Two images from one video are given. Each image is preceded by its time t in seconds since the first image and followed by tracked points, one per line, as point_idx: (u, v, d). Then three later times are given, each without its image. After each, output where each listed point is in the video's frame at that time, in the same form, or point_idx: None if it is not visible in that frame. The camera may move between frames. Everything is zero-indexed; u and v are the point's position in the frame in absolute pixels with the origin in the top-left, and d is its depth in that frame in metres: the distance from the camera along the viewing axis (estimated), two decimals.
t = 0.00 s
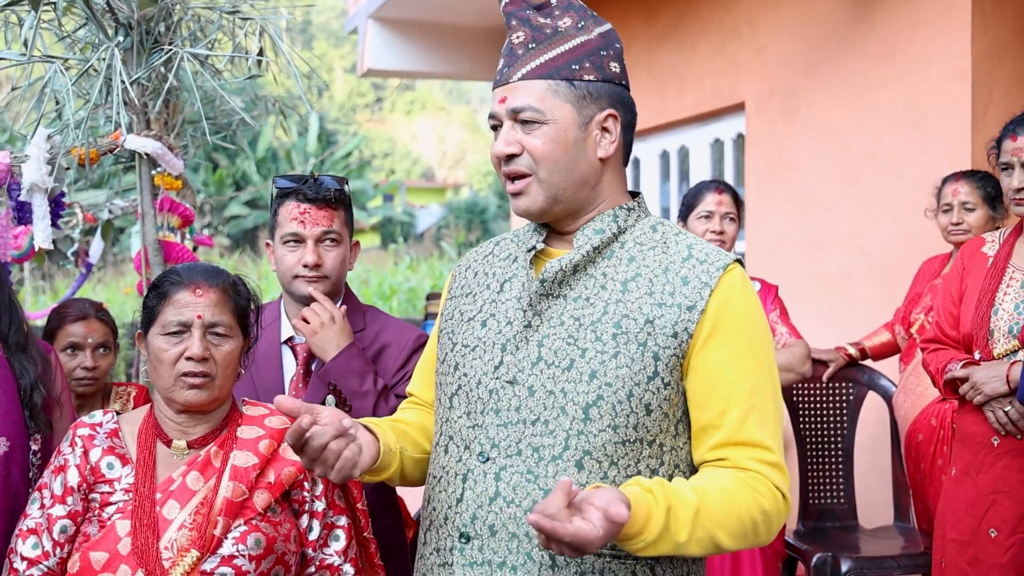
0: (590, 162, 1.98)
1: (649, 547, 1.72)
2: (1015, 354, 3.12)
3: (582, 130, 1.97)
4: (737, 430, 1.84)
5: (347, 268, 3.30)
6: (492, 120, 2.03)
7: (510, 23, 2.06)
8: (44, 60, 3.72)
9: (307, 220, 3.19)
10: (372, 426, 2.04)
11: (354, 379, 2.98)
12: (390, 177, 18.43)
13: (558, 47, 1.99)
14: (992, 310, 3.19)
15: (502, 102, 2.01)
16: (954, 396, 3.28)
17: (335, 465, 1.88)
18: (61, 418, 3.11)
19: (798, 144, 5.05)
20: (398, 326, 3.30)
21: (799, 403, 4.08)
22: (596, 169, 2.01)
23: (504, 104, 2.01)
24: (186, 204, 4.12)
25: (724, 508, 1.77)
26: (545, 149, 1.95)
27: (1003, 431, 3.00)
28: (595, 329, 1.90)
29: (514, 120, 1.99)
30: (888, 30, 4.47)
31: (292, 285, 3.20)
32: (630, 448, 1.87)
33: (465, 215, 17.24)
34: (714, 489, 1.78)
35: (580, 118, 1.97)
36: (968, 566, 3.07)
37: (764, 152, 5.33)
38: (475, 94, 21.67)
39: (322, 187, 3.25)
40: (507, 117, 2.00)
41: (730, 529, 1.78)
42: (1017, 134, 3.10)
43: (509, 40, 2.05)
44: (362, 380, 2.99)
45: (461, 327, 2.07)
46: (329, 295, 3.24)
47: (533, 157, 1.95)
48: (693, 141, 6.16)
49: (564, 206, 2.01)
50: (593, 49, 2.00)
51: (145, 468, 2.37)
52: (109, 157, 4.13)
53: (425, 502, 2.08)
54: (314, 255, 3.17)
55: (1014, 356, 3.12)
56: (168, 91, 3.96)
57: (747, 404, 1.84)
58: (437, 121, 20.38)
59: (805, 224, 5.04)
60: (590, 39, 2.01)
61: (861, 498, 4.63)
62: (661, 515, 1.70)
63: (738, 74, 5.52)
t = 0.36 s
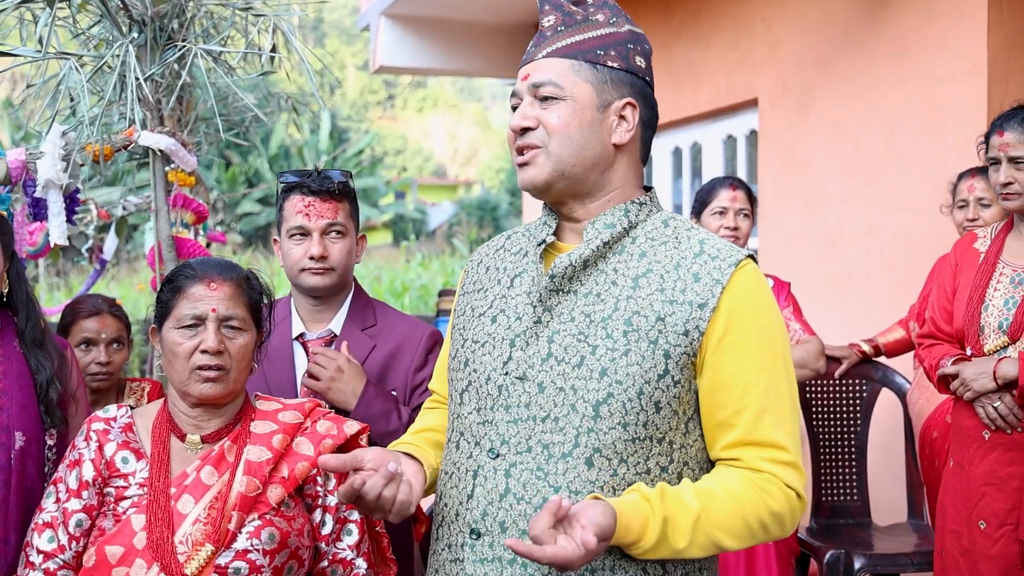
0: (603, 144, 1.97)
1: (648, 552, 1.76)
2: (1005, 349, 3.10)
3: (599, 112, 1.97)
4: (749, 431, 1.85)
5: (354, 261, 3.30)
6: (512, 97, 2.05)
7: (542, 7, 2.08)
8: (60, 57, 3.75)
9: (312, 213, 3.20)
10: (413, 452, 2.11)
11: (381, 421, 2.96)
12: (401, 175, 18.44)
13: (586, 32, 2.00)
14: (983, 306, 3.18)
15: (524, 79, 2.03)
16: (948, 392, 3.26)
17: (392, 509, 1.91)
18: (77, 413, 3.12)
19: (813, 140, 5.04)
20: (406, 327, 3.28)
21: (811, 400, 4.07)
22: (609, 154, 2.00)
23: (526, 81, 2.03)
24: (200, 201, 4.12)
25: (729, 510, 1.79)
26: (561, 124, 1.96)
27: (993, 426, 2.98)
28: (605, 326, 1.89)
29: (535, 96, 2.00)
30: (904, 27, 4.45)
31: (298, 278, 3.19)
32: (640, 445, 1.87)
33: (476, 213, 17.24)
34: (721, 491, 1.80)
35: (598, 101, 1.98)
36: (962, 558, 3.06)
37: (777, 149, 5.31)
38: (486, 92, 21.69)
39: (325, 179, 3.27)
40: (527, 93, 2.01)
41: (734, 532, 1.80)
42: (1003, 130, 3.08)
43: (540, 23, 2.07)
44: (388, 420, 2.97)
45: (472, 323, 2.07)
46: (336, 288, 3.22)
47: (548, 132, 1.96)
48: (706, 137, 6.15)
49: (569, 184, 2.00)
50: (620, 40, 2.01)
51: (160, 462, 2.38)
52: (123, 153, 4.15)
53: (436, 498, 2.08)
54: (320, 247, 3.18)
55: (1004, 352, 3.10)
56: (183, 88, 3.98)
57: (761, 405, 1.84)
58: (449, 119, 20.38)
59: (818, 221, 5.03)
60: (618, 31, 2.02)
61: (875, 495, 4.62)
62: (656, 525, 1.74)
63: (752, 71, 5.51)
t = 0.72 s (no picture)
0: (606, 136, 1.96)
1: (662, 544, 1.79)
2: (1021, 348, 3.05)
3: (599, 104, 1.95)
4: (767, 424, 1.84)
5: (371, 254, 3.29)
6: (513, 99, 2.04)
7: (535, 7, 2.08)
8: (87, 54, 3.78)
9: (319, 210, 3.22)
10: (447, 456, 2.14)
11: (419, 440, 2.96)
12: (423, 171, 18.47)
13: (579, 26, 1.99)
14: (999, 303, 3.13)
15: (523, 79, 2.02)
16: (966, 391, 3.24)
17: (442, 518, 1.97)
18: (107, 408, 3.13)
19: (837, 135, 5.00)
20: (431, 324, 3.29)
21: (835, 397, 4.06)
22: (614, 146, 1.98)
23: (525, 81, 2.02)
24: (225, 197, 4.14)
25: (745, 503, 1.79)
26: (561, 120, 1.95)
27: (1009, 424, 2.97)
28: (623, 327, 1.88)
29: (534, 96, 1.99)
30: (931, 21, 4.41)
31: (314, 275, 3.21)
32: (664, 445, 1.86)
33: (498, 209, 17.24)
34: (737, 484, 1.81)
35: (597, 93, 1.96)
36: (989, 553, 3.01)
37: (801, 144, 5.28)
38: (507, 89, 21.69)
39: (331, 175, 3.27)
40: (526, 94, 2.01)
41: (752, 524, 1.80)
42: (1016, 126, 3.08)
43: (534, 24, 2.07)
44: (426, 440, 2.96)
45: (490, 324, 2.07)
46: (351, 283, 3.21)
47: (549, 130, 1.95)
48: (729, 132, 6.12)
49: (577, 182, 1.99)
50: (616, 30, 1.99)
51: (187, 455, 2.39)
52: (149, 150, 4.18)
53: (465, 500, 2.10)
54: (329, 243, 3.19)
55: (1019, 350, 3.05)
56: (208, 86, 4.00)
57: (778, 397, 1.83)
58: (470, 115, 20.40)
59: (843, 217, 5.00)
60: (612, 21, 2.00)
61: (900, 492, 4.60)
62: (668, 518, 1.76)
63: (776, 66, 5.47)
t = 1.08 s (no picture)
0: (647, 139, 1.94)
1: (709, 537, 1.77)
2: None
3: (634, 108, 1.94)
4: (815, 417, 1.82)
5: (415, 250, 3.30)
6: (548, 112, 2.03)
7: (554, 13, 2.07)
8: (133, 51, 3.83)
9: (366, 205, 3.23)
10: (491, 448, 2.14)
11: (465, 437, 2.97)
12: (462, 167, 18.52)
13: (604, 27, 1.98)
14: None
15: (554, 91, 2.00)
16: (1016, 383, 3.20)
17: (483, 507, 1.96)
18: (153, 399, 3.18)
19: (881, 129, 4.94)
20: (473, 318, 3.32)
21: (880, 393, 4.01)
22: (654, 146, 1.97)
23: (556, 93, 2.00)
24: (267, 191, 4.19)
25: (792, 496, 1.78)
26: (600, 130, 1.93)
27: None
28: (668, 320, 1.88)
29: (568, 107, 1.98)
30: (979, 12, 4.33)
31: (359, 269, 3.23)
32: (708, 438, 1.85)
33: (536, 204, 17.23)
34: (783, 477, 1.79)
35: (631, 96, 1.94)
36: None
37: (845, 138, 5.22)
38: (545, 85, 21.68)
39: (379, 170, 3.27)
40: (559, 107, 1.99)
41: (799, 516, 1.79)
42: None
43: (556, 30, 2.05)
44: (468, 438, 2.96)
45: (532, 317, 2.06)
46: (396, 278, 3.23)
47: (589, 140, 1.94)
48: (771, 126, 6.06)
49: (625, 186, 1.98)
50: (640, 26, 1.98)
51: (234, 445, 2.42)
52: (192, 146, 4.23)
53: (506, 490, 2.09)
54: (375, 239, 3.21)
55: None
56: (251, 82, 4.04)
57: (826, 390, 1.81)
58: (509, 111, 20.40)
59: (886, 211, 4.94)
60: (636, 15, 1.99)
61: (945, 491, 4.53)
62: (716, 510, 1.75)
63: (819, 59, 5.41)
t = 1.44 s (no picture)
0: (710, 123, 1.93)
1: (746, 510, 1.77)
2: None
3: (703, 91, 1.93)
4: (858, 399, 1.81)
5: (453, 238, 3.31)
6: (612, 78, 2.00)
7: None
8: (172, 42, 3.86)
9: (405, 191, 3.25)
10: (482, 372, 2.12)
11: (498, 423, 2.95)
12: (496, 156, 18.51)
13: (686, 6, 1.96)
14: None
15: (624, 58, 1.98)
16: None
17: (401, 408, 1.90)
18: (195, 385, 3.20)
19: (923, 113, 4.87)
20: (508, 305, 3.30)
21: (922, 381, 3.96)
22: (715, 131, 1.96)
23: (626, 60, 1.98)
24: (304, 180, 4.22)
25: (833, 475, 1.76)
26: (666, 105, 1.91)
27: None
28: (711, 295, 1.87)
29: (636, 77, 1.96)
30: None
31: (397, 255, 3.25)
32: (746, 414, 1.84)
33: (570, 193, 17.18)
34: (824, 455, 1.78)
35: (701, 79, 1.93)
36: None
37: (885, 123, 5.15)
38: (579, 74, 21.59)
39: (419, 157, 3.29)
40: (628, 74, 1.97)
41: (838, 496, 1.77)
42: None
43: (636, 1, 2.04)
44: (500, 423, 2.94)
45: (572, 291, 2.05)
46: (434, 264, 3.25)
47: (653, 114, 1.92)
48: (809, 112, 6.00)
49: (676, 167, 1.97)
50: (720, 11, 1.96)
51: (274, 429, 2.45)
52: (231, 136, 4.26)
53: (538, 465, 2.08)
54: (413, 225, 3.22)
55: None
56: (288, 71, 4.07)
57: (871, 372, 1.80)
58: (543, 100, 20.35)
59: (926, 197, 4.88)
60: (717, 2, 1.97)
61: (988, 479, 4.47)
62: (756, 482, 1.74)
63: (858, 43, 5.34)
